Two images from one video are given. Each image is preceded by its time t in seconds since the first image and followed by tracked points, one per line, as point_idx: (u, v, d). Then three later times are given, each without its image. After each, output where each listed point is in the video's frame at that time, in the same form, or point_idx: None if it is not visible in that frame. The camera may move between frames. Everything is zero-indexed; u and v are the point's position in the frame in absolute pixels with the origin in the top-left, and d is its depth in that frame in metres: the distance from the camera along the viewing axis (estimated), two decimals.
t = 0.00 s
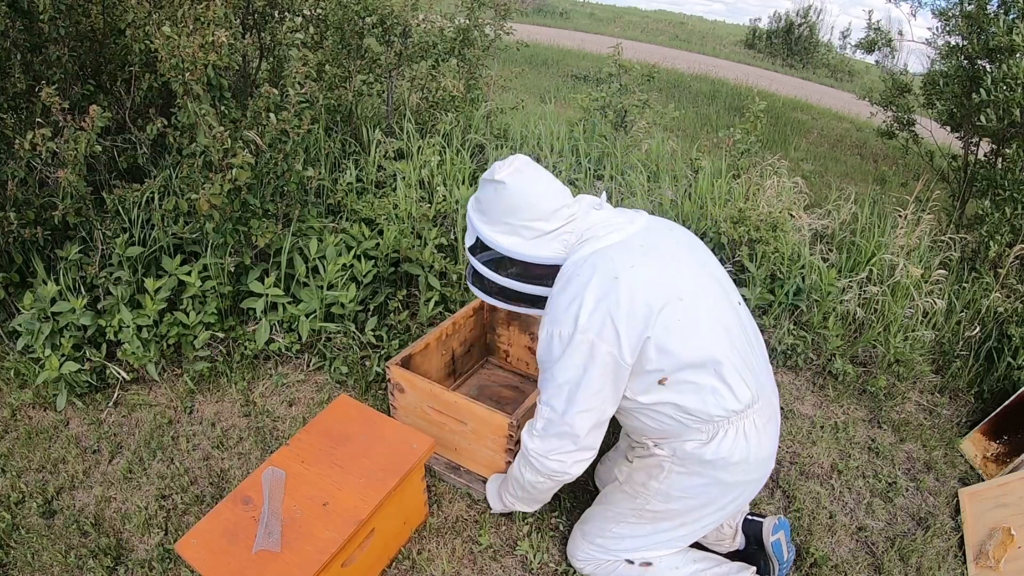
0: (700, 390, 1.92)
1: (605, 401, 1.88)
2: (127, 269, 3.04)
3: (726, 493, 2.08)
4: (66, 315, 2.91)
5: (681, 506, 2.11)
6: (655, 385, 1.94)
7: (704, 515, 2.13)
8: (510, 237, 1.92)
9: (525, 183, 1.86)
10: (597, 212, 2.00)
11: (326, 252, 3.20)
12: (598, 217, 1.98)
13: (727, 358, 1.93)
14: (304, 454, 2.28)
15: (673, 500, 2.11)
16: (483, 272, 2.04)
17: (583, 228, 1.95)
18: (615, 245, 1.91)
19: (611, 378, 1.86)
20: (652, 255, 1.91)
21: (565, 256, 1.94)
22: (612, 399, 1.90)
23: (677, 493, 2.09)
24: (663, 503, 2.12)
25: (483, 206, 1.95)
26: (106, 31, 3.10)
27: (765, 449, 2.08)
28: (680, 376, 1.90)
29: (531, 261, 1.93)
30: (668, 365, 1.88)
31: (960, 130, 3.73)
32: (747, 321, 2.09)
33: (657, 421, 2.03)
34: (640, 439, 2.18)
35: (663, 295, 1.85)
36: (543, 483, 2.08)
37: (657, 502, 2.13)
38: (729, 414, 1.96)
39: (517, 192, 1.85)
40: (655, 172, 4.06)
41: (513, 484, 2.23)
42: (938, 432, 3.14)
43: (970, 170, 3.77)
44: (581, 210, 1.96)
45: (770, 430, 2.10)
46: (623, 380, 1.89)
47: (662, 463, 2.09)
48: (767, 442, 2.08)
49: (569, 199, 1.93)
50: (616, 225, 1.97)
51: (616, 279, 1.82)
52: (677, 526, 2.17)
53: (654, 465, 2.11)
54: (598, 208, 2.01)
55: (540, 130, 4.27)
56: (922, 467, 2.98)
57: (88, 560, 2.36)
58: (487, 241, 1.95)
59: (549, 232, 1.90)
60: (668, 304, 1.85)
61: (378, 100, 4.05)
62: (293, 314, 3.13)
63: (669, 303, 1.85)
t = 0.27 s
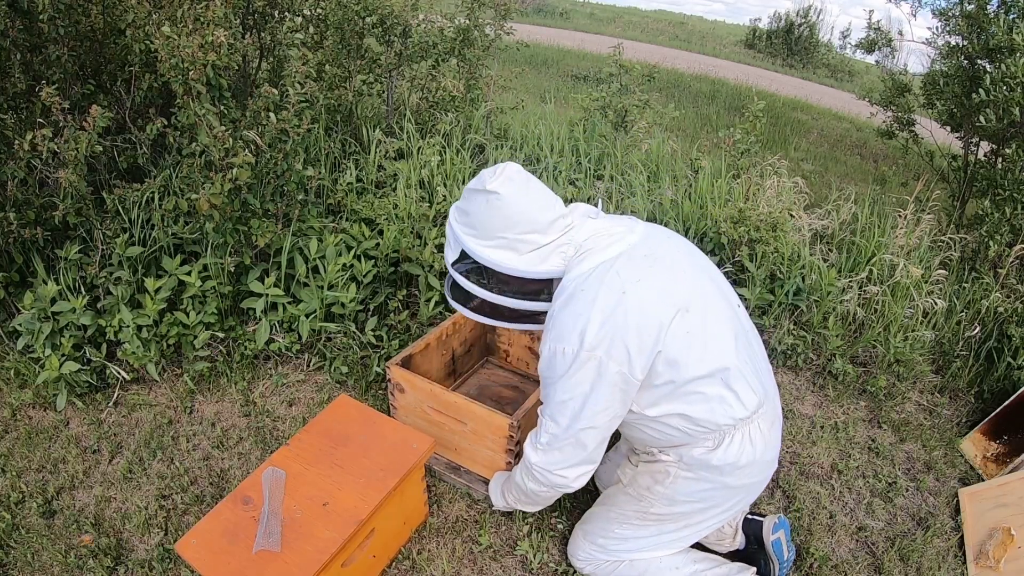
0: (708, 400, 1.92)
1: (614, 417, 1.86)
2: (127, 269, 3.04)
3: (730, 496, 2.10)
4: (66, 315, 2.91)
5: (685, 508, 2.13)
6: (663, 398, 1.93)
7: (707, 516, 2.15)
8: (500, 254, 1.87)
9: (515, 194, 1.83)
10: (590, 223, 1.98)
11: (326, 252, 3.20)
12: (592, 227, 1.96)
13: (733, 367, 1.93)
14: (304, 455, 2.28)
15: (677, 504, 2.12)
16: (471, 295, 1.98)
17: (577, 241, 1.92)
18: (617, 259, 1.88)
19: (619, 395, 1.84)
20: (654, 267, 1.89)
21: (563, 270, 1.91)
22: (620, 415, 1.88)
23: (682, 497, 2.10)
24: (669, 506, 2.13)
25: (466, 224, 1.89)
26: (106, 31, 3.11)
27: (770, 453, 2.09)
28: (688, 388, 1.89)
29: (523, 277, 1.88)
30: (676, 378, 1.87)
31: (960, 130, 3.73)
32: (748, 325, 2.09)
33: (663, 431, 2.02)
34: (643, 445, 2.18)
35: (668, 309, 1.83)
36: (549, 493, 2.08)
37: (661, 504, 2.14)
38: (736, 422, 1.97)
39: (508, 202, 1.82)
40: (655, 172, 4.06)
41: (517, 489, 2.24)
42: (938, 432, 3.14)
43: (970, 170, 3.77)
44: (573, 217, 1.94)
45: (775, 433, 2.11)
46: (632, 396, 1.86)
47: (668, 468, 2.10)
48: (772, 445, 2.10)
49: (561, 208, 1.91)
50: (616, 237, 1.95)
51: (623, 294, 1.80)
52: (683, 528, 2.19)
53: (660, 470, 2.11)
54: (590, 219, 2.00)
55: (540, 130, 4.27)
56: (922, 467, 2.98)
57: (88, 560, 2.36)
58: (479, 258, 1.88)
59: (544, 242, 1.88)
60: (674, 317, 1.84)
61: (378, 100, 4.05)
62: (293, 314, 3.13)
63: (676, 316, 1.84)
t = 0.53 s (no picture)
0: (717, 416, 1.92)
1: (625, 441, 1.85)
2: (127, 269, 3.04)
3: (733, 498, 2.13)
4: (66, 315, 2.91)
5: (688, 513, 2.15)
6: (672, 417, 1.92)
7: (708, 519, 2.19)
8: (494, 276, 1.75)
9: (518, 216, 1.71)
10: (589, 238, 1.88)
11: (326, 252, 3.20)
12: (592, 244, 1.87)
13: (739, 381, 1.94)
14: (304, 454, 2.28)
15: (681, 509, 2.14)
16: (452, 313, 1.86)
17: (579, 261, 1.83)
18: (625, 282, 1.81)
19: (631, 422, 1.82)
20: (662, 288, 1.84)
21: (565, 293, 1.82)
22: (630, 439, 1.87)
23: (686, 504, 2.12)
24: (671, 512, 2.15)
25: (456, 240, 1.74)
26: (106, 31, 3.11)
27: (771, 457, 2.13)
28: (698, 407, 1.89)
29: (515, 303, 1.78)
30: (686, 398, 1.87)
31: (960, 130, 3.73)
32: (749, 330, 2.09)
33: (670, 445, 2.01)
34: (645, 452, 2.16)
35: (679, 332, 1.80)
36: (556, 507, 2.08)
37: (665, 510, 2.14)
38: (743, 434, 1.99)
39: (510, 225, 1.69)
40: (655, 172, 4.06)
41: (518, 496, 2.23)
42: (938, 432, 3.14)
43: (969, 171, 3.77)
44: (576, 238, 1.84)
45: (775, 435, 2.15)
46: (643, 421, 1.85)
47: (672, 477, 2.09)
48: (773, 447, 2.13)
49: (560, 228, 1.81)
50: (620, 255, 1.86)
51: (634, 322, 1.75)
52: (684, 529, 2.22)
53: (665, 479, 2.10)
54: (588, 233, 1.90)
55: (540, 130, 4.27)
56: (922, 467, 2.98)
57: (88, 560, 2.36)
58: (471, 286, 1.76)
59: (544, 266, 1.77)
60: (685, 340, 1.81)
61: (378, 101, 4.05)
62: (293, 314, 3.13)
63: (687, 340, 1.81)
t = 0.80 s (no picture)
0: (721, 428, 1.92)
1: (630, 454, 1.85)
2: (127, 269, 3.04)
3: (736, 506, 2.14)
4: (67, 315, 2.91)
5: (690, 519, 2.16)
6: (677, 429, 1.92)
7: (710, 525, 2.20)
8: (493, 289, 1.75)
9: (517, 228, 1.71)
10: (591, 249, 1.87)
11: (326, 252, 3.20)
12: (594, 255, 1.86)
13: (744, 391, 1.94)
14: (304, 455, 2.28)
15: (683, 515, 2.14)
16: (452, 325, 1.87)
17: (582, 273, 1.82)
18: (630, 294, 1.79)
19: (637, 435, 1.81)
20: (667, 299, 1.83)
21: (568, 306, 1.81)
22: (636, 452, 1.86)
23: (689, 510, 2.12)
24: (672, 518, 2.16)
25: (454, 253, 1.75)
26: (106, 31, 3.11)
27: (774, 465, 2.13)
28: (703, 419, 1.88)
29: (516, 316, 1.78)
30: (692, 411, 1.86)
31: (960, 130, 3.73)
32: (752, 338, 2.08)
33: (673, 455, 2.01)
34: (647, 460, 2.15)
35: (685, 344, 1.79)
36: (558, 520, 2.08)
37: (667, 514, 2.15)
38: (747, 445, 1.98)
39: (509, 238, 1.69)
40: (655, 172, 4.06)
41: (518, 509, 2.24)
42: (938, 432, 3.14)
43: (969, 171, 3.77)
44: (577, 249, 1.84)
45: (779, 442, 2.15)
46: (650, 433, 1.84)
47: (676, 484, 2.09)
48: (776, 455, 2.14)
49: (561, 238, 1.81)
50: (623, 266, 1.85)
51: (639, 336, 1.74)
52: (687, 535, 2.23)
53: (668, 485, 2.10)
54: (591, 243, 1.89)
55: (540, 130, 4.28)
56: (922, 467, 2.98)
57: (88, 560, 2.36)
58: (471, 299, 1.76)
59: (545, 278, 1.77)
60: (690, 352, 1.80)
61: (378, 101, 4.05)
62: (293, 314, 3.13)
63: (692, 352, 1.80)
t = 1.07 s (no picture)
0: (728, 421, 1.93)
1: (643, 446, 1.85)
2: (128, 269, 3.04)
3: (733, 502, 2.15)
4: (67, 315, 2.91)
5: (688, 516, 2.15)
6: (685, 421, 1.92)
7: (708, 521, 2.20)
8: (501, 269, 1.73)
9: (526, 207, 1.69)
10: (602, 234, 1.86)
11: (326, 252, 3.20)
12: (605, 242, 1.85)
13: (749, 385, 1.95)
14: (304, 454, 2.28)
15: (681, 513, 2.14)
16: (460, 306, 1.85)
17: (591, 259, 1.81)
18: (642, 283, 1.79)
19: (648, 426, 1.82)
20: (678, 289, 1.83)
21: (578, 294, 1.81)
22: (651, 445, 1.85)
23: (687, 507, 2.12)
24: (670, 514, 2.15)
25: (462, 232, 1.73)
26: (106, 31, 3.11)
27: (773, 461, 2.14)
28: (709, 411, 1.89)
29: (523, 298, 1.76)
30: (699, 403, 1.87)
31: (960, 130, 3.73)
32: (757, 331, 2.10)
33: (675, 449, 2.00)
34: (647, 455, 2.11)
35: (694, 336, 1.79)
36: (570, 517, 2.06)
37: (665, 512, 2.15)
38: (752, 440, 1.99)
39: (518, 218, 1.67)
40: (655, 172, 4.06)
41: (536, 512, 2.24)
42: (938, 432, 3.14)
43: (970, 171, 3.77)
44: (587, 234, 1.82)
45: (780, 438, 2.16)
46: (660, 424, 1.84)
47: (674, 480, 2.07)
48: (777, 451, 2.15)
49: (572, 221, 1.79)
50: (634, 254, 1.84)
51: (651, 325, 1.74)
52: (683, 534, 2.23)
53: (666, 482, 2.08)
54: (602, 229, 1.88)
55: (540, 130, 4.28)
56: (922, 467, 2.98)
57: (88, 560, 2.36)
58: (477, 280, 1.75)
59: (553, 262, 1.75)
60: (699, 343, 1.80)
61: (378, 101, 4.05)
62: (293, 314, 3.13)
63: (701, 344, 1.81)
